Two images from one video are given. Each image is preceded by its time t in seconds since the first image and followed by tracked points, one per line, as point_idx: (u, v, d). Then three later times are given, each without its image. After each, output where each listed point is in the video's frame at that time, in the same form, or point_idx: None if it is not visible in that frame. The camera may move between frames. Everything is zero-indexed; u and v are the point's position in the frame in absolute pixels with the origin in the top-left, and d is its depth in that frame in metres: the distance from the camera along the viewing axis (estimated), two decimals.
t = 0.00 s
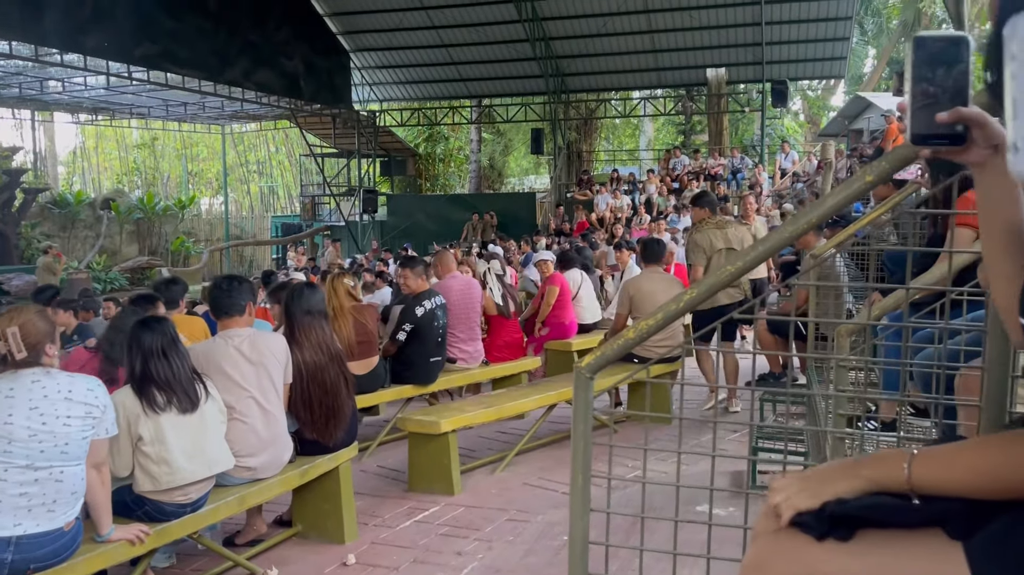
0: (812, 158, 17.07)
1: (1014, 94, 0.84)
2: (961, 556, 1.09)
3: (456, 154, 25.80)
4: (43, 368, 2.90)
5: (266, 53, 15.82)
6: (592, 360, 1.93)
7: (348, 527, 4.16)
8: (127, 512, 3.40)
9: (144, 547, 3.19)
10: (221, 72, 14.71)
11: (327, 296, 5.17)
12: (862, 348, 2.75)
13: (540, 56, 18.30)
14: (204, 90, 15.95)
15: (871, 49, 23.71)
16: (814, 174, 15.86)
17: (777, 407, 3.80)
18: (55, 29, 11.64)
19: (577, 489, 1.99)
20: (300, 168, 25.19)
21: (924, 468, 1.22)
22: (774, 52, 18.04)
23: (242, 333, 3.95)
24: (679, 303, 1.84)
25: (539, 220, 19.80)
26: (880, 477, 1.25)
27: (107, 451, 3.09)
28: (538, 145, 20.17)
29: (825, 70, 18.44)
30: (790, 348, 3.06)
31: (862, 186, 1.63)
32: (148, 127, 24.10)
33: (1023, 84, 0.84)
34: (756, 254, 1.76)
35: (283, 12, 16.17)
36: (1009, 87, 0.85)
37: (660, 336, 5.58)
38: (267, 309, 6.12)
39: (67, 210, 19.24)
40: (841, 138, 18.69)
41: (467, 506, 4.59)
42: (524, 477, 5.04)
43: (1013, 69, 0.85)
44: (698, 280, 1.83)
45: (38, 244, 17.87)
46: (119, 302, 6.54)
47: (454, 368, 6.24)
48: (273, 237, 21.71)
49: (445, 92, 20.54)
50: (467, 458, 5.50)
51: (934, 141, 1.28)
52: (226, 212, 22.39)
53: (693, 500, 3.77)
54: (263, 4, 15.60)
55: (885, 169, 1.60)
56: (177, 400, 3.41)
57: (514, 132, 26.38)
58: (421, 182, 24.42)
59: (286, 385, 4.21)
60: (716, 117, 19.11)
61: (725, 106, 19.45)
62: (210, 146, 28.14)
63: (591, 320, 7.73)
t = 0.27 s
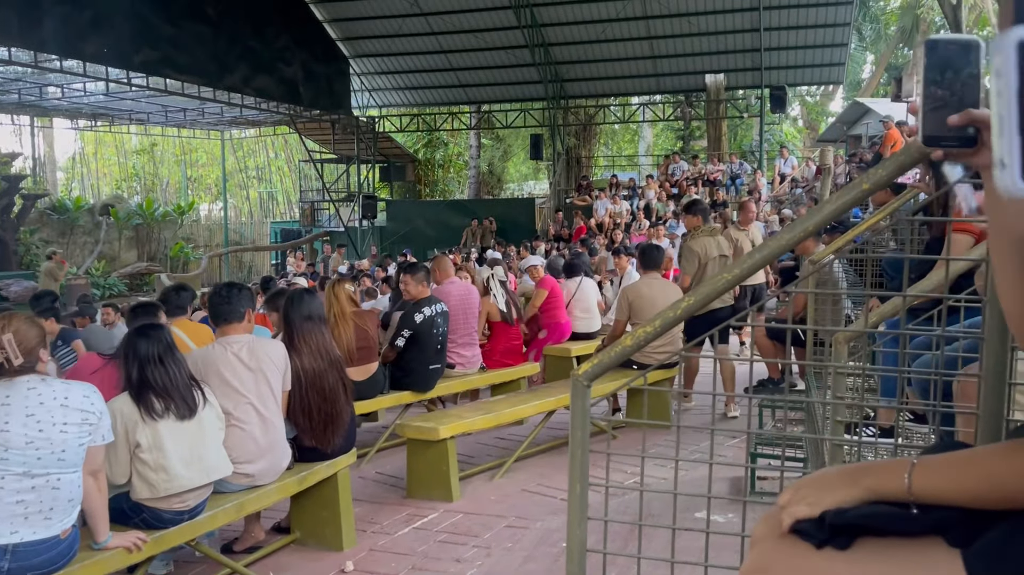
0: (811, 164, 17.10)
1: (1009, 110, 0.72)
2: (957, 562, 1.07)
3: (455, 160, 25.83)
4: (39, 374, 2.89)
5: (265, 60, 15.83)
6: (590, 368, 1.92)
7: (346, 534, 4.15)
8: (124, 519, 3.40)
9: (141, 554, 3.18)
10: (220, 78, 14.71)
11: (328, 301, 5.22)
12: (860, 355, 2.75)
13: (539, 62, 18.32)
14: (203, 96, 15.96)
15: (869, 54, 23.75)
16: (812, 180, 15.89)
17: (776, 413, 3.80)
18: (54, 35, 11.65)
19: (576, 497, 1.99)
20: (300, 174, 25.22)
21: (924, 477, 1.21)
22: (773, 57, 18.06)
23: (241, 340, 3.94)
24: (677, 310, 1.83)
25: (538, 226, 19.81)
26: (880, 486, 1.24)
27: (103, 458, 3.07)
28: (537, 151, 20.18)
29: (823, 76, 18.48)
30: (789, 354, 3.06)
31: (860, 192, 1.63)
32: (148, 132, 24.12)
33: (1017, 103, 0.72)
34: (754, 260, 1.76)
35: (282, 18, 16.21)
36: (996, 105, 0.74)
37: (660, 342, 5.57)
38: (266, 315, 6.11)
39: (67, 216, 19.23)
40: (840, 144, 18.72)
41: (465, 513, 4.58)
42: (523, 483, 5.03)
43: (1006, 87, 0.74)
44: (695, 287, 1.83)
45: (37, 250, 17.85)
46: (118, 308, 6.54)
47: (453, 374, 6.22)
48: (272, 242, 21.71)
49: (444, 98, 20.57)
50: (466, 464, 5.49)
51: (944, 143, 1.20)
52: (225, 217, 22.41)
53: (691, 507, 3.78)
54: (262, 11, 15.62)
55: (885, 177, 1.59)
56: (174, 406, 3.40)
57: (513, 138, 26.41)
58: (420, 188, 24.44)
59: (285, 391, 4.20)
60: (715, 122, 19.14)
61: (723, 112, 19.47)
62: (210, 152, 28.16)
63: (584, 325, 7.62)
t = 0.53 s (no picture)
0: (813, 169, 17.11)
1: (986, 139, 0.66)
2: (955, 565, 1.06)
3: (457, 165, 25.84)
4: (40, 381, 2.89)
5: (267, 64, 15.84)
6: (591, 376, 1.93)
7: (348, 539, 4.16)
8: (127, 525, 3.40)
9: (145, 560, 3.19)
10: (222, 83, 14.73)
11: (330, 304, 5.16)
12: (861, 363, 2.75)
13: (541, 67, 18.34)
14: (205, 101, 15.98)
15: (871, 59, 23.77)
16: (813, 184, 15.89)
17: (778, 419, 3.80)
18: (57, 40, 11.67)
19: (577, 505, 1.99)
20: (302, 179, 25.25)
21: (923, 486, 1.22)
22: (775, 62, 18.07)
23: (243, 346, 3.94)
24: (678, 318, 1.84)
25: (540, 231, 19.81)
26: (880, 494, 1.25)
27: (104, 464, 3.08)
28: (539, 155, 20.18)
29: (824, 81, 18.48)
30: (790, 361, 3.06)
31: (861, 201, 1.63)
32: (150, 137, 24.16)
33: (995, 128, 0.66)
34: (755, 269, 1.76)
35: (284, 23, 16.26)
36: (973, 135, 0.68)
37: (662, 348, 5.57)
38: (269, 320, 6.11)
39: (69, 221, 19.24)
40: (841, 148, 18.72)
41: (467, 518, 4.58)
42: (524, 489, 5.03)
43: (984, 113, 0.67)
44: (697, 295, 1.84)
45: (40, 254, 17.86)
46: (120, 312, 6.54)
47: (454, 379, 6.22)
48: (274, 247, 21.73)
49: (446, 102, 20.59)
50: (467, 470, 5.49)
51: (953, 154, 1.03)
52: (228, 222, 22.43)
53: (691, 513, 3.78)
54: (264, 16, 15.65)
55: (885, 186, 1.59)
56: (176, 412, 3.40)
57: (514, 143, 26.44)
58: (422, 193, 24.45)
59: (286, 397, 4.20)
60: (717, 127, 19.14)
61: (725, 116, 19.47)
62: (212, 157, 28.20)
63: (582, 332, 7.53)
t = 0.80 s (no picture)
0: (816, 173, 17.11)
1: (974, 160, 0.70)
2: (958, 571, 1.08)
3: (460, 169, 25.87)
4: (45, 386, 2.91)
5: (271, 69, 15.88)
6: (594, 384, 1.93)
7: (352, 544, 4.16)
8: (130, 530, 3.41)
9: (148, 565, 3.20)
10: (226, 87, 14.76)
11: (335, 307, 5.20)
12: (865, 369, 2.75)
13: (544, 71, 18.37)
14: (210, 106, 16.03)
15: (875, 64, 23.76)
16: (817, 189, 15.88)
17: (781, 425, 3.81)
18: (63, 45, 11.71)
19: (580, 511, 1.99)
20: (306, 183, 25.31)
21: (926, 492, 1.21)
22: (778, 66, 18.07)
23: (247, 351, 3.96)
24: (680, 327, 1.85)
25: (543, 235, 19.83)
26: (883, 500, 1.24)
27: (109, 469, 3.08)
28: (542, 160, 20.19)
29: (827, 85, 18.47)
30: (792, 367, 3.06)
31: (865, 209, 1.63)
32: (155, 142, 24.24)
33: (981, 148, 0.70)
34: (758, 277, 1.76)
35: (289, 28, 16.32)
36: (965, 152, 0.72)
37: (666, 354, 5.57)
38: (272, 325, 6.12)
39: (74, 225, 19.30)
40: (845, 153, 18.70)
41: (470, 523, 4.58)
42: (527, 494, 5.03)
43: (974, 135, 0.72)
44: (699, 304, 1.84)
45: (45, 258, 17.91)
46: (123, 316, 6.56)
47: (456, 384, 6.21)
48: (278, 251, 21.86)
49: (449, 107, 20.64)
50: (471, 474, 5.49)
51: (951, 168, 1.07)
52: (232, 226, 22.50)
53: (695, 519, 3.79)
54: (268, 21, 15.70)
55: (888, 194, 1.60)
56: (180, 417, 3.41)
57: (518, 147, 26.47)
58: (425, 197, 24.48)
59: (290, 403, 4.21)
60: (720, 131, 19.13)
61: (728, 120, 19.47)
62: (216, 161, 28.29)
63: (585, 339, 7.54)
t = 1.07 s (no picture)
0: (821, 177, 17.08)
1: (940, 188, 0.77)
2: None
3: (465, 172, 25.88)
4: (52, 390, 2.92)
5: (277, 73, 15.92)
6: (598, 391, 1.94)
7: (356, 548, 4.16)
8: (136, 533, 3.42)
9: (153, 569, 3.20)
10: (232, 91, 14.80)
11: (342, 312, 5.22)
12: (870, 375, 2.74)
13: (549, 75, 18.38)
14: (216, 110, 16.07)
15: (881, 67, 23.71)
16: (823, 193, 15.84)
17: (787, 431, 3.80)
18: (69, 49, 11.76)
19: (584, 517, 2.00)
20: (311, 187, 25.34)
21: (930, 503, 1.21)
22: (783, 70, 18.04)
23: (252, 355, 3.96)
24: (684, 333, 1.85)
25: (548, 239, 19.83)
26: (887, 510, 1.24)
27: (114, 472, 3.09)
28: (547, 163, 20.18)
29: (832, 88, 18.42)
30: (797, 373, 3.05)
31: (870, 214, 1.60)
32: (161, 145, 24.32)
33: (946, 176, 0.78)
34: (764, 283, 1.76)
35: (294, 32, 16.37)
36: (932, 182, 0.79)
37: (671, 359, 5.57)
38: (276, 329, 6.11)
39: (80, 228, 19.36)
40: (850, 157, 18.64)
41: (474, 528, 4.59)
42: (532, 498, 5.03)
43: (939, 164, 0.79)
44: (703, 310, 1.85)
45: (52, 261, 17.97)
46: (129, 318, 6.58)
47: (461, 388, 6.21)
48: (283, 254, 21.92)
49: (455, 110, 20.66)
50: (475, 479, 5.50)
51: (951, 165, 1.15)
52: (237, 229, 22.56)
53: (699, 524, 3.78)
54: (274, 24, 15.75)
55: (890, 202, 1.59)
56: (186, 421, 3.42)
57: (523, 150, 26.49)
58: (430, 201, 24.51)
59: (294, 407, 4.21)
60: (725, 135, 19.11)
61: (733, 124, 19.43)
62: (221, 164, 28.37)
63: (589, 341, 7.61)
